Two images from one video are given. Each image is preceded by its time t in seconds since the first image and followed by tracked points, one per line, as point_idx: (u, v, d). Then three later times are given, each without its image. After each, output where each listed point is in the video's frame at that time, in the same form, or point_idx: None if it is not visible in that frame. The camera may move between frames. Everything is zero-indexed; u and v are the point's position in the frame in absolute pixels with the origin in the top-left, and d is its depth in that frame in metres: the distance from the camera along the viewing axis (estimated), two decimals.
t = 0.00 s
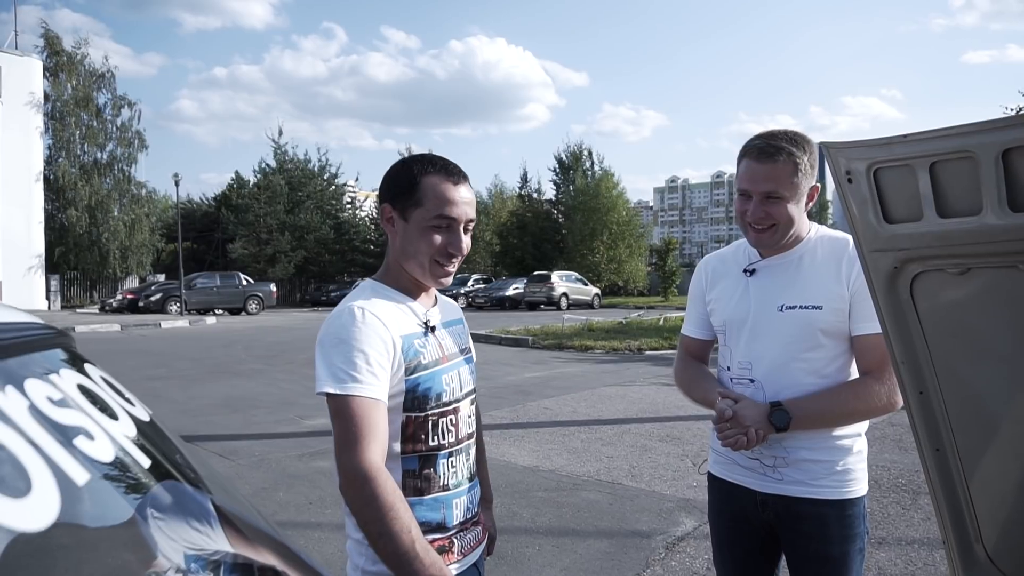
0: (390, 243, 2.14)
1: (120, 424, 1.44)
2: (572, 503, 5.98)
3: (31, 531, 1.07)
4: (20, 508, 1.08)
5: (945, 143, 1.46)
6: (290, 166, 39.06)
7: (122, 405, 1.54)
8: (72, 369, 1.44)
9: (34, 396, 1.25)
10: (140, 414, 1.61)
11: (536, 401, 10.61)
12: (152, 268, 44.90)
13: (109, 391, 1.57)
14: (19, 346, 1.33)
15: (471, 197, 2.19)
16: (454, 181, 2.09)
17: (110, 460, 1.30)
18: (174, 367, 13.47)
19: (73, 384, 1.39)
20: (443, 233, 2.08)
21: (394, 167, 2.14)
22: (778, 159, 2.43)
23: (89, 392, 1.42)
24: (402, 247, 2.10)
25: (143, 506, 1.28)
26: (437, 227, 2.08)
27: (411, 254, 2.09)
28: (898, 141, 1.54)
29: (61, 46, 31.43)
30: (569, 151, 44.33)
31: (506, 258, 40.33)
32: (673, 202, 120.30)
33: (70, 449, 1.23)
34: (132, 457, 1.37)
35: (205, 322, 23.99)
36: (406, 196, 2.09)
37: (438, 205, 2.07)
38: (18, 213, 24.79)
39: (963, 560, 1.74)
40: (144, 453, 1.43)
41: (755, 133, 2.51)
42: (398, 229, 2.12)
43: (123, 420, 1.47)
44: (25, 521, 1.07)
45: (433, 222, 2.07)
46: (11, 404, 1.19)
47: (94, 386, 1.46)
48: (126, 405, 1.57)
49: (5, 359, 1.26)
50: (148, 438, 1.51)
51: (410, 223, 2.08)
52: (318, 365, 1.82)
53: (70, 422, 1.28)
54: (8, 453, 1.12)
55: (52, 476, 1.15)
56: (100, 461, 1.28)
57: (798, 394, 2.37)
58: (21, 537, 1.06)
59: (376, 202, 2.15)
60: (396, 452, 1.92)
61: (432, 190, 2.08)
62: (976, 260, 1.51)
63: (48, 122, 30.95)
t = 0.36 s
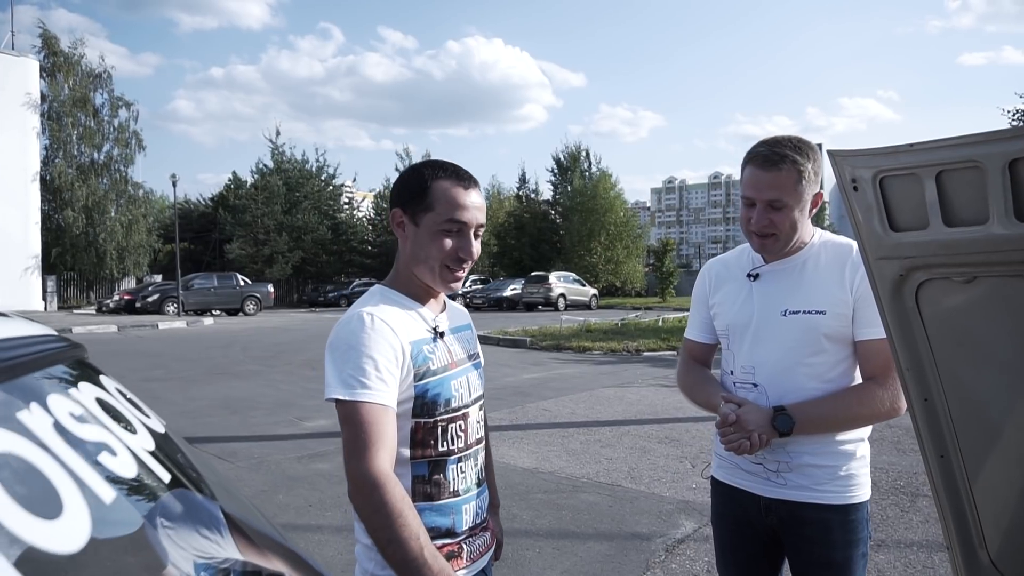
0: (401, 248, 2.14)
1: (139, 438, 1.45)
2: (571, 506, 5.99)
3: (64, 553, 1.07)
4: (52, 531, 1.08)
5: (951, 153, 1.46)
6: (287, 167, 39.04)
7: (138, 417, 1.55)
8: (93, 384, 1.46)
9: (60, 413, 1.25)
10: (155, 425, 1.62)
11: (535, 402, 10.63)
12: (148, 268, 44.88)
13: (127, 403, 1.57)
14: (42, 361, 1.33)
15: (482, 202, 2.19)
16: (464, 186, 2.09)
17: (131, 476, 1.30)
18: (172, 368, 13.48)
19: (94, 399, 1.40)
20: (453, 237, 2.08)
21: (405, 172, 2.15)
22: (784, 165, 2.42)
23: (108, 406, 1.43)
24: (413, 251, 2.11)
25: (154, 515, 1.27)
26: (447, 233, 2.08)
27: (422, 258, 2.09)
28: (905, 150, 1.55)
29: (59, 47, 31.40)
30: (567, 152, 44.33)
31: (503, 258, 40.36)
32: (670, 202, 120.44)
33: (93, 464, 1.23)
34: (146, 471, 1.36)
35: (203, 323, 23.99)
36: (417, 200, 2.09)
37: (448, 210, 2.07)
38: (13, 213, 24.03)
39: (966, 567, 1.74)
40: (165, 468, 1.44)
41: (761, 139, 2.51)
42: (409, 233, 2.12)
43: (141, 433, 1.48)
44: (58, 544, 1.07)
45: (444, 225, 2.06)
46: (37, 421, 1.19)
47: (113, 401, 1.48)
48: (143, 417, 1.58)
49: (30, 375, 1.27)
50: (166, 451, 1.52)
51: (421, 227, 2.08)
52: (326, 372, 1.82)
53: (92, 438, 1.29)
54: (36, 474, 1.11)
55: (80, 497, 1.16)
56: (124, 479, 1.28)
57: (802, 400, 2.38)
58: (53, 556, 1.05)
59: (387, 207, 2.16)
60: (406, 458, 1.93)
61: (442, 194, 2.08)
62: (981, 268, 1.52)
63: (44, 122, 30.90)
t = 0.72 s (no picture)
0: (417, 247, 2.18)
1: (184, 435, 1.52)
2: (575, 504, 6.04)
3: (143, 537, 1.13)
4: (132, 514, 1.14)
5: (950, 159, 1.51)
6: (288, 166, 39.06)
7: (177, 414, 1.61)
8: (137, 386, 1.53)
9: (116, 411, 1.32)
10: (191, 422, 1.68)
11: (536, 401, 10.68)
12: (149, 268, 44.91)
13: (164, 402, 1.64)
14: (94, 362, 1.39)
15: (494, 205, 2.25)
16: (481, 188, 2.15)
17: (181, 473, 1.38)
18: (174, 368, 13.52)
19: (142, 398, 1.47)
20: (471, 236, 2.14)
21: (423, 174, 2.21)
22: (791, 169, 2.47)
23: (155, 405, 1.51)
24: (430, 249, 2.15)
25: (184, 502, 1.31)
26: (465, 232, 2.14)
27: (438, 257, 2.14)
28: (906, 157, 1.60)
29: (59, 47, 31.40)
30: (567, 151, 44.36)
31: (503, 257, 40.42)
32: (670, 201, 120.44)
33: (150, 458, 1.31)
34: (186, 469, 1.41)
35: (204, 322, 24.03)
36: (435, 201, 2.15)
37: (467, 210, 2.13)
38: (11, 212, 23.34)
39: (967, 561, 1.80)
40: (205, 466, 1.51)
41: (766, 144, 2.54)
42: (426, 233, 2.16)
43: (183, 431, 1.55)
44: (138, 527, 1.13)
45: (463, 225, 2.12)
46: (100, 417, 1.26)
47: (156, 401, 1.54)
48: (181, 413, 1.64)
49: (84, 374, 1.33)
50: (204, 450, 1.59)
51: (439, 226, 2.13)
52: (343, 371, 1.87)
53: (146, 435, 1.36)
54: (112, 462, 1.18)
55: (148, 488, 1.23)
56: (176, 475, 1.35)
57: (805, 399, 2.43)
58: (135, 537, 1.11)
59: (403, 208, 2.21)
60: (422, 453, 1.98)
61: (461, 196, 2.14)
62: (980, 271, 1.56)
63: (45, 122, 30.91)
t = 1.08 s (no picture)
0: (414, 240, 2.20)
1: (185, 426, 1.55)
2: (574, 496, 6.07)
3: (147, 522, 1.16)
4: (137, 502, 1.17)
5: (945, 153, 1.52)
6: (288, 160, 39.06)
7: (179, 407, 1.64)
8: (140, 379, 1.56)
9: (120, 403, 1.35)
10: (194, 415, 1.71)
11: (536, 394, 10.72)
12: (149, 263, 45.00)
13: (167, 394, 1.67)
14: (96, 357, 1.42)
15: (491, 200, 2.28)
16: (479, 183, 2.18)
17: (185, 463, 1.41)
18: (175, 362, 13.57)
19: (143, 391, 1.49)
20: (469, 230, 2.17)
21: (421, 169, 2.23)
22: (783, 162, 2.49)
23: (158, 398, 1.54)
24: (428, 241, 2.18)
25: (185, 493, 1.33)
26: (463, 226, 2.17)
27: (435, 250, 2.17)
28: (900, 152, 1.61)
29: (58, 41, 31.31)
30: (567, 144, 44.32)
31: (503, 251, 40.46)
32: (670, 194, 120.32)
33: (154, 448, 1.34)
34: (188, 459, 1.44)
35: (205, 316, 24.07)
36: (434, 195, 2.17)
37: (464, 205, 2.15)
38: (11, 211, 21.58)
39: (958, 552, 1.83)
40: (208, 458, 1.54)
41: (762, 138, 2.57)
42: (424, 226, 2.18)
43: (185, 423, 1.58)
44: (144, 514, 1.17)
45: (461, 219, 2.15)
46: (104, 407, 1.29)
47: (158, 395, 1.58)
48: (181, 405, 1.67)
49: (85, 365, 1.34)
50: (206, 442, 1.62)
51: (437, 220, 2.16)
52: (345, 359, 1.89)
53: (149, 426, 1.40)
54: (117, 451, 1.21)
55: (152, 477, 1.26)
56: (180, 465, 1.39)
57: (801, 391, 2.46)
58: (141, 523, 1.15)
59: (401, 202, 2.23)
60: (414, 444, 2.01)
61: (458, 190, 2.16)
62: (973, 265, 1.58)
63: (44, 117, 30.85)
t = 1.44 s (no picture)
0: (409, 219, 2.22)
1: (178, 395, 1.56)
2: (574, 476, 6.12)
3: (137, 480, 1.19)
4: (125, 460, 1.19)
5: (933, 130, 1.52)
6: (291, 143, 39.02)
7: (173, 376, 1.65)
8: (135, 347, 1.56)
9: (112, 368, 1.36)
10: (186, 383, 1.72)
11: (539, 376, 10.76)
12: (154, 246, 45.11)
13: (161, 364, 1.67)
14: (89, 324, 1.41)
15: (486, 182, 2.29)
16: (475, 165, 2.19)
17: (175, 428, 1.43)
18: (180, 344, 13.64)
19: (138, 360, 1.50)
20: (464, 212, 2.18)
21: (419, 148, 2.25)
22: (772, 142, 2.51)
23: (153, 367, 1.54)
24: (421, 222, 2.19)
25: (184, 463, 1.36)
26: (456, 208, 2.18)
27: (431, 231, 2.18)
28: (890, 129, 1.61)
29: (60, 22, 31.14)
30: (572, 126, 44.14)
31: (508, 234, 40.43)
32: (675, 176, 119.81)
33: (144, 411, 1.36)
34: (179, 427, 1.45)
35: (209, 299, 24.15)
36: (430, 175, 2.18)
37: (459, 187, 2.17)
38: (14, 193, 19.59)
39: (945, 526, 1.86)
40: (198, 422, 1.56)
41: (757, 117, 2.59)
42: (419, 206, 2.20)
43: (178, 390, 1.59)
44: (130, 470, 1.19)
45: (456, 201, 2.17)
46: (96, 373, 1.30)
47: (153, 363, 1.58)
48: (177, 375, 1.68)
49: (81, 332, 1.35)
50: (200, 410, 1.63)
51: (433, 201, 2.17)
52: (337, 335, 1.93)
53: (143, 392, 1.41)
54: (106, 412, 1.23)
55: (139, 436, 1.27)
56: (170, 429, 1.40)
57: (793, 369, 2.50)
58: (128, 479, 1.18)
59: (398, 180, 2.25)
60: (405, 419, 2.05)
61: (455, 171, 2.18)
62: (960, 243, 1.59)
63: (48, 99, 30.76)
